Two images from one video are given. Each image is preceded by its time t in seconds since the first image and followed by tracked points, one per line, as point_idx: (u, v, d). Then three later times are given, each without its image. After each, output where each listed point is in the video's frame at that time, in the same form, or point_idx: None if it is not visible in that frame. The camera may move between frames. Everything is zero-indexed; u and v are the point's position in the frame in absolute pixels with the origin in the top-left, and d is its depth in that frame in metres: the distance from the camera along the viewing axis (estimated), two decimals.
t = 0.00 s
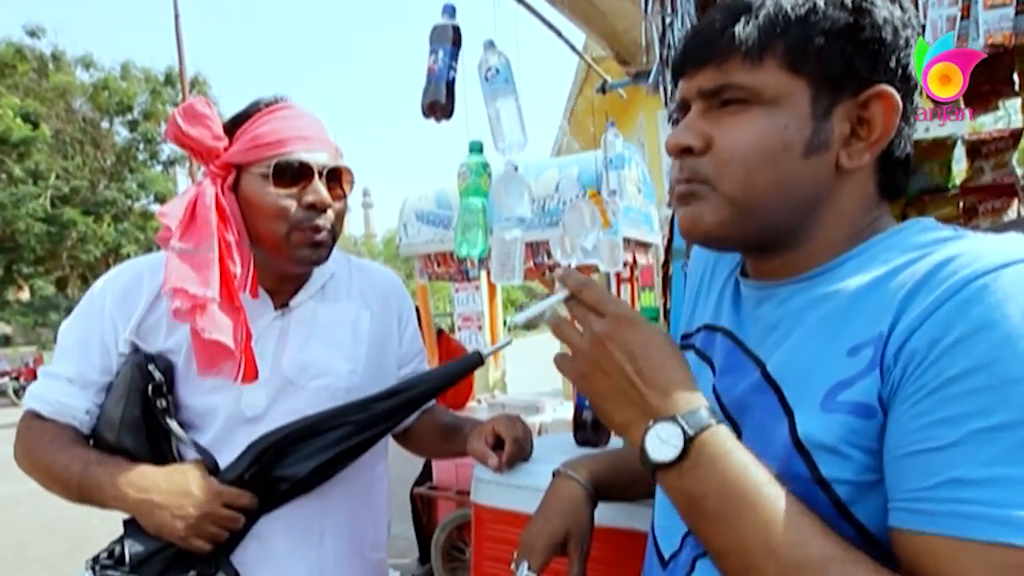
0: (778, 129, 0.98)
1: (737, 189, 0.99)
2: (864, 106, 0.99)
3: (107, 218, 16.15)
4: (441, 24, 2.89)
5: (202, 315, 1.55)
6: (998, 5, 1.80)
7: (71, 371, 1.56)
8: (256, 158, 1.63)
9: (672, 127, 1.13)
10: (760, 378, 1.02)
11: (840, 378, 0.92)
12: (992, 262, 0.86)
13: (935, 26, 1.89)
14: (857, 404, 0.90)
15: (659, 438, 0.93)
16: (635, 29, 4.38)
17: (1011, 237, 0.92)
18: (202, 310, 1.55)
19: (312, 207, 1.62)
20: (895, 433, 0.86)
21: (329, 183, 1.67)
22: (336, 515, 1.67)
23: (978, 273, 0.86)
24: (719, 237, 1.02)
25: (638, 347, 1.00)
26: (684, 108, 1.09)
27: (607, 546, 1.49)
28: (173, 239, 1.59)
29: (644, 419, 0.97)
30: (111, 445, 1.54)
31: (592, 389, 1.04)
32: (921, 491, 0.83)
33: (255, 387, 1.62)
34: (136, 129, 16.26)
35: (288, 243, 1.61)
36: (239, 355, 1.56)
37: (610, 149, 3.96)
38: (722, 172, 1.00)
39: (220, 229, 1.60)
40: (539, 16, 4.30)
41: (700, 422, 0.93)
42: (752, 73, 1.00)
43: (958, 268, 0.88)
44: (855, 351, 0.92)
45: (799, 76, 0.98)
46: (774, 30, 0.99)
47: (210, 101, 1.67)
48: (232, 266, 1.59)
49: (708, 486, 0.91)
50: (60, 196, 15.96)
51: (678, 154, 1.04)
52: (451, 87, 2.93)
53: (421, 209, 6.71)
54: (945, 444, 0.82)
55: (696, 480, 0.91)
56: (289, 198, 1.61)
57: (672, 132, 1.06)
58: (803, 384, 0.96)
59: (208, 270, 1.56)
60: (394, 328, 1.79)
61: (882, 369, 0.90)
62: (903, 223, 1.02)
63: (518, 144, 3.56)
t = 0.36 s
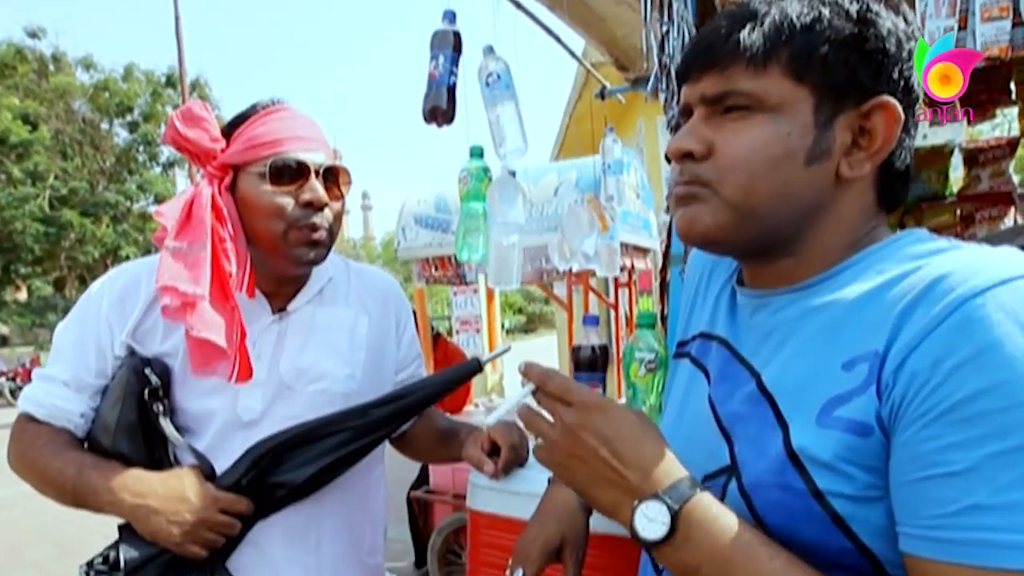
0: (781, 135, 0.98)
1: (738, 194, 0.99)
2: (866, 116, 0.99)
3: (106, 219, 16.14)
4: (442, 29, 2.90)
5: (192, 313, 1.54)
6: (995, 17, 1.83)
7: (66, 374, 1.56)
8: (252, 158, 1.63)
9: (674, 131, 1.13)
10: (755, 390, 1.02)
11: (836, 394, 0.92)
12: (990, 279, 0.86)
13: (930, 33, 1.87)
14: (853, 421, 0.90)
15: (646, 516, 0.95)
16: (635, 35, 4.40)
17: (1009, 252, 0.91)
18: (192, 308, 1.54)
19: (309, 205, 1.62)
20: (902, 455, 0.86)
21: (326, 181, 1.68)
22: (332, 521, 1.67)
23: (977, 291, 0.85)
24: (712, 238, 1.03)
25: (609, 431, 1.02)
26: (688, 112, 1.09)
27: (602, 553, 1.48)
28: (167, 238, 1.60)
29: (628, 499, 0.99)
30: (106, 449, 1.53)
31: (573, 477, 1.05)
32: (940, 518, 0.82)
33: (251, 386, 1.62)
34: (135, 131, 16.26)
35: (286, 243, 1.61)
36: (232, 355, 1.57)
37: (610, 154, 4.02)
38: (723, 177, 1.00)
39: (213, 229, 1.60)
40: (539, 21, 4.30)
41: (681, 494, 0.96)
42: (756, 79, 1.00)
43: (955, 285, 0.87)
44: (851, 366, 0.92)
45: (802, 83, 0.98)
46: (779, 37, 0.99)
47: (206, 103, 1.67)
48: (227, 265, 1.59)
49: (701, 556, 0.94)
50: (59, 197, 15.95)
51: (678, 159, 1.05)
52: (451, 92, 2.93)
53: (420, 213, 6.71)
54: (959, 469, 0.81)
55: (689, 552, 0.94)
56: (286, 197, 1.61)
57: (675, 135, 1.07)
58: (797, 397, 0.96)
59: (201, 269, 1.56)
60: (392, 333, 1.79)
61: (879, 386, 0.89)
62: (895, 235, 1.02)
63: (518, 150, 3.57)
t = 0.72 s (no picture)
0: (767, 142, 0.99)
1: (725, 199, 1.00)
2: (852, 124, 1.00)
3: (101, 219, 16.09)
4: (436, 33, 2.92)
5: (188, 313, 1.53)
6: (982, 27, 1.86)
7: (57, 375, 1.56)
8: (247, 159, 1.64)
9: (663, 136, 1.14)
10: (741, 397, 1.03)
11: (820, 404, 0.93)
12: (972, 290, 0.86)
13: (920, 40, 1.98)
14: (837, 431, 0.91)
15: (631, 557, 0.97)
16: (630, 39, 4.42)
17: (990, 262, 0.92)
18: (189, 307, 1.54)
19: (303, 205, 1.62)
20: (888, 466, 0.86)
21: (320, 182, 1.69)
22: (323, 524, 1.67)
23: (960, 303, 0.86)
24: (697, 239, 1.04)
25: (591, 479, 1.05)
26: (677, 119, 1.10)
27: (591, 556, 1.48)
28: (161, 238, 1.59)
29: (616, 543, 1.01)
30: (96, 451, 1.53)
31: (561, 524, 1.08)
32: (930, 531, 0.82)
33: (245, 387, 1.62)
34: (131, 130, 16.22)
35: (280, 243, 1.61)
36: (228, 356, 1.57)
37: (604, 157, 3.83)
38: (711, 183, 1.01)
39: (209, 229, 1.59)
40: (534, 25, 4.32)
41: (663, 533, 0.98)
42: (743, 87, 1.01)
43: (938, 296, 0.88)
44: (835, 376, 0.93)
45: (788, 91, 0.99)
46: (766, 45, 1.00)
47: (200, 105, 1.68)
48: (220, 264, 1.58)
49: None
50: (53, 196, 15.88)
51: (668, 163, 1.06)
52: (444, 95, 2.93)
53: (415, 214, 6.73)
54: (947, 482, 0.82)
55: None
56: (280, 198, 1.61)
57: (665, 140, 1.08)
58: (782, 406, 0.97)
59: (197, 269, 1.55)
60: (385, 336, 1.80)
61: (863, 397, 0.90)
62: (878, 243, 1.03)
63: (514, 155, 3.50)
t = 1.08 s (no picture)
0: (748, 152, 1.02)
1: (708, 210, 1.04)
2: (831, 133, 1.03)
3: (99, 219, 16.10)
4: (431, 38, 2.95)
5: (192, 319, 1.56)
6: (969, 35, 1.99)
7: (55, 375, 1.58)
8: (248, 163, 1.66)
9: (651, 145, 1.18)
10: (724, 398, 1.06)
11: (798, 404, 0.96)
12: (943, 295, 0.90)
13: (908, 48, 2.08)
14: (814, 431, 0.94)
15: (617, 546, 0.99)
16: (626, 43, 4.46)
17: (963, 268, 0.96)
18: (193, 313, 1.57)
19: (304, 209, 1.65)
20: (862, 465, 0.89)
21: (320, 186, 1.72)
22: (320, 525, 1.70)
23: (931, 307, 0.89)
24: (688, 253, 1.07)
25: (579, 469, 1.07)
26: (663, 129, 1.13)
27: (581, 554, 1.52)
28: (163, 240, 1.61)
29: (603, 532, 1.03)
30: (95, 451, 1.56)
31: (550, 514, 1.10)
32: (899, 527, 0.86)
33: (245, 389, 1.65)
34: (129, 130, 16.22)
35: (280, 246, 1.64)
36: (228, 358, 1.59)
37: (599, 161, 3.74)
38: (695, 192, 1.04)
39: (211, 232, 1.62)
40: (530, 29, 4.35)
41: (649, 523, 1.00)
42: (725, 99, 1.04)
43: (911, 301, 0.91)
44: (812, 377, 0.96)
45: (768, 102, 1.02)
46: (746, 58, 1.04)
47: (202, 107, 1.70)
48: (221, 268, 1.61)
49: None
50: (51, 196, 15.88)
51: (655, 173, 1.10)
52: (440, 100, 2.97)
53: (412, 216, 6.75)
54: (917, 479, 0.85)
55: None
56: (280, 201, 1.64)
57: (651, 151, 1.11)
58: (761, 406, 1.00)
59: (201, 274, 1.57)
60: (381, 338, 1.83)
61: (838, 397, 0.93)
62: (858, 249, 1.07)
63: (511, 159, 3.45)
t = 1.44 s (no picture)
0: (750, 158, 1.04)
1: (710, 216, 1.06)
2: (831, 140, 1.05)
3: (111, 218, 16.24)
4: (439, 41, 2.97)
5: (207, 321, 1.60)
6: (969, 45, 2.08)
7: (72, 373, 1.61)
8: (261, 166, 1.69)
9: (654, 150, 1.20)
10: (723, 396, 1.08)
11: (793, 401, 0.98)
12: (935, 297, 0.92)
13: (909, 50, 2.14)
14: (810, 428, 0.96)
15: (616, 536, 1.01)
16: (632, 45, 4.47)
17: (956, 271, 0.98)
18: (209, 316, 1.60)
19: (315, 211, 1.68)
20: (854, 461, 0.91)
21: (331, 189, 1.75)
22: (328, 521, 1.73)
23: (923, 308, 0.91)
24: (691, 256, 1.09)
25: (581, 460, 1.10)
26: (666, 136, 1.15)
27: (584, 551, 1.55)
28: (180, 244, 1.65)
29: (602, 522, 1.05)
30: (111, 448, 1.59)
31: (551, 504, 1.12)
32: (889, 521, 0.87)
33: (257, 388, 1.68)
34: (141, 131, 16.37)
35: (292, 248, 1.67)
36: (241, 358, 1.62)
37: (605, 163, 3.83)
38: (699, 197, 1.06)
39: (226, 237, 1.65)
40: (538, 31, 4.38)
41: (647, 514, 1.02)
42: (727, 107, 1.06)
43: (904, 302, 0.93)
44: (807, 376, 0.98)
45: (769, 110, 1.04)
46: (747, 67, 1.06)
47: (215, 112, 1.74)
48: (234, 271, 1.64)
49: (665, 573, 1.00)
50: (64, 196, 16.04)
51: (658, 179, 1.12)
52: (446, 103, 3.00)
53: (420, 217, 6.79)
54: (907, 474, 0.86)
55: (654, 566, 1.00)
56: (291, 204, 1.67)
57: (654, 157, 1.14)
58: (758, 404, 1.02)
59: (217, 278, 1.61)
60: (390, 338, 1.86)
61: (832, 395, 0.95)
62: (855, 251, 1.09)
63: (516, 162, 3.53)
